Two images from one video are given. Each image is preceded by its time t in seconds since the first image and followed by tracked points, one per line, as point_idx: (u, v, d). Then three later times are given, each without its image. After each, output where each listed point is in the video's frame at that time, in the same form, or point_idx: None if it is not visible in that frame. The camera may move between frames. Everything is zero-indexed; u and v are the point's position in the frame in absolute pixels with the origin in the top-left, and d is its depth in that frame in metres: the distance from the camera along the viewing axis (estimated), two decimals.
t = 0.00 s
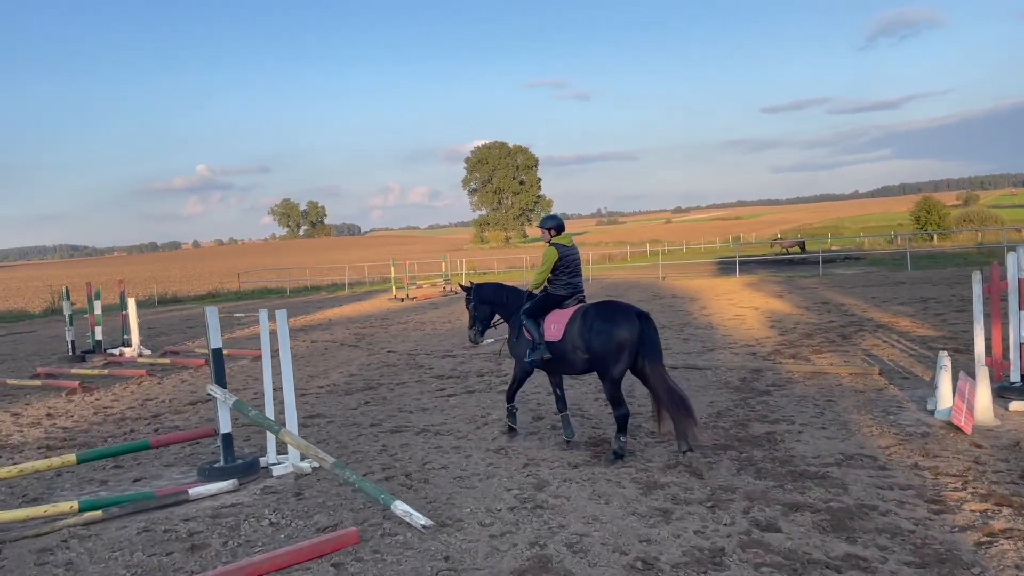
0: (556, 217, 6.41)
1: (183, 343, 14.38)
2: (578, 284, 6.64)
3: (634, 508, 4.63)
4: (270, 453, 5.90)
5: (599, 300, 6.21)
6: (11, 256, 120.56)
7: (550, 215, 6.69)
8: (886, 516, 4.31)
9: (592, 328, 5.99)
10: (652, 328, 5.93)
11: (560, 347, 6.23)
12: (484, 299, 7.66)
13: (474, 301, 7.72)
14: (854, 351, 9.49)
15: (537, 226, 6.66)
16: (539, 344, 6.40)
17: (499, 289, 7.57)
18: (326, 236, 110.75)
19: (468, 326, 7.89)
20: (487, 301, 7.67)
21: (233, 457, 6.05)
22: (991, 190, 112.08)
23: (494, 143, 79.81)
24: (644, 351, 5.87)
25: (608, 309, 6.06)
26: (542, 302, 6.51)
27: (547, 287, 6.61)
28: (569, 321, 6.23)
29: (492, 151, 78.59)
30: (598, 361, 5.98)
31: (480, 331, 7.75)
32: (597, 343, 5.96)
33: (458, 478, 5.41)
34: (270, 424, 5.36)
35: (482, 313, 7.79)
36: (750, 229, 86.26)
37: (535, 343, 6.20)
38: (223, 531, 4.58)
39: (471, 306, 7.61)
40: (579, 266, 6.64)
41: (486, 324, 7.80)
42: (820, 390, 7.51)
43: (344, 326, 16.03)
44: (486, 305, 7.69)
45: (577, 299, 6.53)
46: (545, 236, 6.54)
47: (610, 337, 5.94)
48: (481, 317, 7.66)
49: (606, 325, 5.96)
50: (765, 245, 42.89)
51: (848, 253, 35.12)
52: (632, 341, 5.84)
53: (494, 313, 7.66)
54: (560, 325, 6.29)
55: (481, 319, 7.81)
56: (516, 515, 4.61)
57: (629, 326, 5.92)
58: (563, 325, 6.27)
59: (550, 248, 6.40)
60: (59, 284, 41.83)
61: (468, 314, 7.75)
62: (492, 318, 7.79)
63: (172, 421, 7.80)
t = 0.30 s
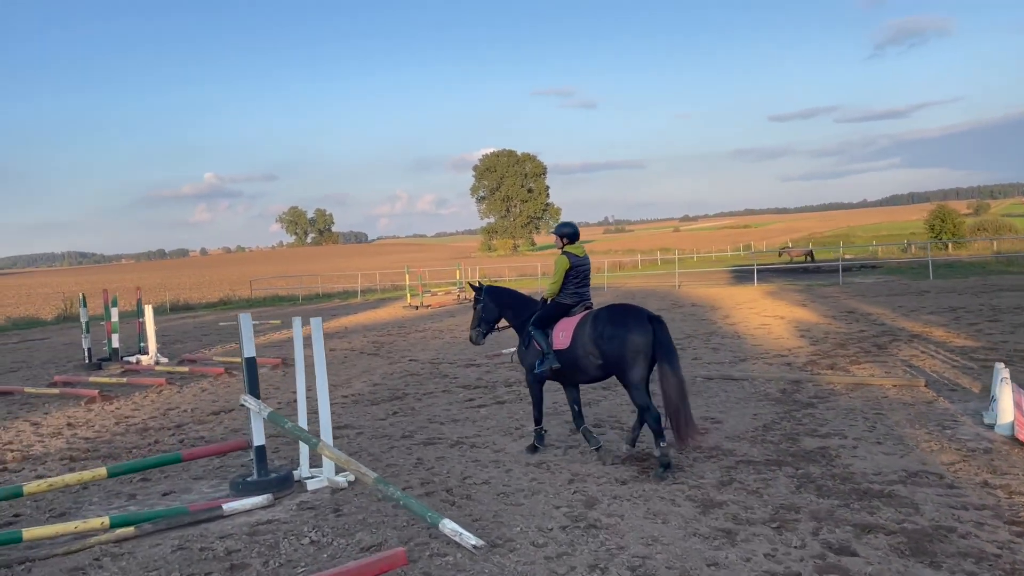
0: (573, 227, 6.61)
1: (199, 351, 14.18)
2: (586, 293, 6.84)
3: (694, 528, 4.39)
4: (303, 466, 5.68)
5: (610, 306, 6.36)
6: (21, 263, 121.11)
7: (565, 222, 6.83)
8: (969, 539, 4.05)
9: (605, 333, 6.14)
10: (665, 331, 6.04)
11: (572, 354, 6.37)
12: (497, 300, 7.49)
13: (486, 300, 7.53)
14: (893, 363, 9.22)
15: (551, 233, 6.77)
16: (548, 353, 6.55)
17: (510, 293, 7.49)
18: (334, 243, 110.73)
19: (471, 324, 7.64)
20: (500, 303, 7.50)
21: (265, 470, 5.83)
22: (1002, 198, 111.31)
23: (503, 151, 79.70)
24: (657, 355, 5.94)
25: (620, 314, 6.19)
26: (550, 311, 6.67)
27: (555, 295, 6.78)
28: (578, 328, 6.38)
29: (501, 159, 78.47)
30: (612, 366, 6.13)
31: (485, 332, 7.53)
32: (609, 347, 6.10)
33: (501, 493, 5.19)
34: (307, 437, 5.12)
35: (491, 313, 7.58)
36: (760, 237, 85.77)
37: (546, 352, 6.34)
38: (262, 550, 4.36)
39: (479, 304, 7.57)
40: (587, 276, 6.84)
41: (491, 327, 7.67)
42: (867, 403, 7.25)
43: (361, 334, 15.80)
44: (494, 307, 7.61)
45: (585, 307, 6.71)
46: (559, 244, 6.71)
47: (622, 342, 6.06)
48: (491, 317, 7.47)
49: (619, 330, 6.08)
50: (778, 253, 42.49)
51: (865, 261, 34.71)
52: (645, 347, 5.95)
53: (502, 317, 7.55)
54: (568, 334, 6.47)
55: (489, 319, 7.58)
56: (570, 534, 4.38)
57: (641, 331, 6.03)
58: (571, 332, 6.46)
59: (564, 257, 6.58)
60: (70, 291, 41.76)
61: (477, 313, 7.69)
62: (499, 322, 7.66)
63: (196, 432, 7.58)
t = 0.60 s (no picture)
0: (582, 237, 6.44)
1: (218, 360, 14.02)
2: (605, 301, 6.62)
3: (762, 553, 4.16)
4: (340, 482, 5.48)
5: (628, 319, 6.26)
6: (31, 271, 121.67)
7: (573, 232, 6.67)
8: None
9: (625, 348, 6.05)
10: (683, 346, 5.93)
11: (590, 366, 6.31)
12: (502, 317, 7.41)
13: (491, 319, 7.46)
14: (935, 375, 8.96)
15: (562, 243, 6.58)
16: (566, 362, 6.48)
17: (515, 307, 7.33)
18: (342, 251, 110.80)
19: (482, 346, 7.55)
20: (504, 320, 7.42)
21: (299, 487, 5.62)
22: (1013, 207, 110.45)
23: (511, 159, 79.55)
24: (678, 370, 5.89)
25: (639, 328, 6.07)
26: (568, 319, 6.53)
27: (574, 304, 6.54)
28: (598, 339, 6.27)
29: (509, 167, 78.30)
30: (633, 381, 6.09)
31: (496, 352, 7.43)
32: (630, 364, 6.03)
33: (549, 512, 4.96)
34: (348, 451, 4.89)
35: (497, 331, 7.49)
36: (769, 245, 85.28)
37: (564, 362, 6.26)
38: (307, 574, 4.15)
39: (485, 325, 7.41)
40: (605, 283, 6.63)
41: (502, 344, 7.51)
42: (917, 417, 7.01)
43: (379, 343, 15.60)
44: (500, 325, 7.52)
45: (606, 316, 6.49)
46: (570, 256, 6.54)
47: (643, 357, 5.99)
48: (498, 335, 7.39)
49: (638, 345, 5.99)
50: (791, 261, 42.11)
51: (880, 270, 34.29)
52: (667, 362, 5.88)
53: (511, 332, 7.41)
54: (587, 343, 6.37)
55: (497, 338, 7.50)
56: (630, 559, 4.16)
57: (660, 345, 5.94)
58: (591, 343, 6.35)
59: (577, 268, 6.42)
60: (83, 298, 41.78)
61: (485, 333, 7.53)
62: (509, 338, 7.50)
63: (224, 445, 7.38)
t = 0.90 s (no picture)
0: (604, 231, 6.28)
1: (242, 359, 13.85)
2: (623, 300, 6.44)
3: (847, 567, 3.90)
4: (385, 486, 5.28)
5: (651, 313, 6.13)
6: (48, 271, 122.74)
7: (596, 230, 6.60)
8: None
9: (651, 340, 5.89)
10: (709, 340, 5.88)
11: (614, 361, 6.06)
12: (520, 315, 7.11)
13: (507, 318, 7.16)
14: (987, 379, 8.65)
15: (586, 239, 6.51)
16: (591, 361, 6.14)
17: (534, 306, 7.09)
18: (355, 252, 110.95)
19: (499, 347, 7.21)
20: (523, 319, 7.12)
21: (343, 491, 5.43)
22: None
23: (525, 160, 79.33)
24: (702, 364, 5.83)
25: (665, 320, 5.98)
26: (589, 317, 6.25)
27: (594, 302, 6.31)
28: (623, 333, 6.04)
29: (523, 168, 78.10)
30: (654, 375, 5.91)
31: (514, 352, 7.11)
32: (653, 356, 5.86)
33: (608, 519, 4.73)
34: (397, 454, 4.64)
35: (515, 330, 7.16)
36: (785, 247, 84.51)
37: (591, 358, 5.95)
38: None
39: (503, 323, 7.14)
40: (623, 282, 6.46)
41: (520, 343, 7.22)
42: (979, 422, 6.73)
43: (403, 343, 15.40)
44: (518, 325, 7.21)
45: (626, 313, 6.29)
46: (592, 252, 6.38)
47: (668, 350, 5.86)
48: (516, 335, 7.07)
49: (665, 338, 5.86)
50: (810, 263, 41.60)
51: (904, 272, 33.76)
52: (692, 354, 5.80)
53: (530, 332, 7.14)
54: (612, 340, 6.10)
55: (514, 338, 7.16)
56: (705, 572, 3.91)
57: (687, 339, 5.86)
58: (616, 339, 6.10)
59: (598, 264, 6.20)
60: (101, 298, 41.91)
61: (503, 333, 7.26)
62: (527, 338, 7.21)
63: (259, 446, 7.20)
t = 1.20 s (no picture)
0: (623, 234, 6.11)
1: (269, 359, 13.78)
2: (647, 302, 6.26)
3: None
4: (437, 492, 5.13)
5: (676, 320, 6.01)
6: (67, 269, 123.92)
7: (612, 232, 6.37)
8: None
9: (677, 349, 5.78)
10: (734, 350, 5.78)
11: (640, 369, 5.94)
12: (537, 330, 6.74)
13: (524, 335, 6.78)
14: None
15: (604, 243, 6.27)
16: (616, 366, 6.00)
17: (549, 316, 6.73)
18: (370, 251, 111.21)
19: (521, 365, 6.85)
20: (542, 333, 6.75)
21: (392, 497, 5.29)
22: None
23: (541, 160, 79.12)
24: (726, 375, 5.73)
25: (690, 329, 5.86)
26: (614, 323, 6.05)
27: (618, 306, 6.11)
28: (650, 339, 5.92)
29: (539, 168, 77.93)
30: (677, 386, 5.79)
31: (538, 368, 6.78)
32: (679, 365, 5.75)
33: (672, 530, 4.55)
34: (456, 462, 4.46)
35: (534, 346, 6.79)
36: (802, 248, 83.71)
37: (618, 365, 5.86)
38: None
39: (519, 342, 6.76)
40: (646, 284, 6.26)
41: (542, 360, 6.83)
42: None
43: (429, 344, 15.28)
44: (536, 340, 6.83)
45: (651, 316, 6.11)
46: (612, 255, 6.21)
47: (693, 359, 5.76)
48: (537, 352, 6.71)
49: (691, 347, 5.75)
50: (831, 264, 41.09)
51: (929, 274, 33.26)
52: (718, 364, 5.69)
53: (549, 345, 6.75)
54: (639, 346, 5.96)
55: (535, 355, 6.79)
56: None
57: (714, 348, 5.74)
58: (643, 345, 5.95)
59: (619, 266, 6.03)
60: (122, 296, 42.12)
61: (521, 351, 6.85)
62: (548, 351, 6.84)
63: (298, 448, 7.09)
